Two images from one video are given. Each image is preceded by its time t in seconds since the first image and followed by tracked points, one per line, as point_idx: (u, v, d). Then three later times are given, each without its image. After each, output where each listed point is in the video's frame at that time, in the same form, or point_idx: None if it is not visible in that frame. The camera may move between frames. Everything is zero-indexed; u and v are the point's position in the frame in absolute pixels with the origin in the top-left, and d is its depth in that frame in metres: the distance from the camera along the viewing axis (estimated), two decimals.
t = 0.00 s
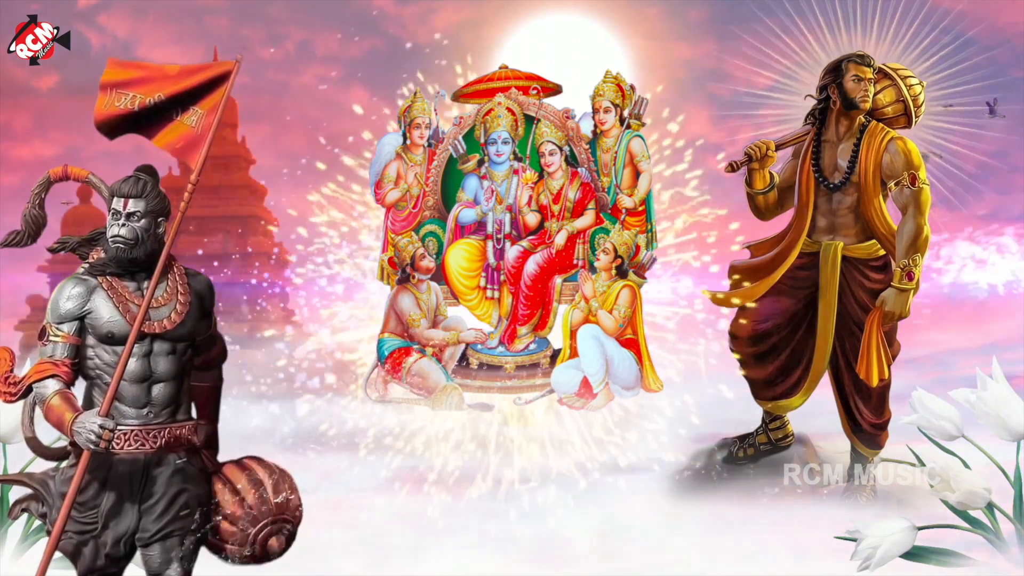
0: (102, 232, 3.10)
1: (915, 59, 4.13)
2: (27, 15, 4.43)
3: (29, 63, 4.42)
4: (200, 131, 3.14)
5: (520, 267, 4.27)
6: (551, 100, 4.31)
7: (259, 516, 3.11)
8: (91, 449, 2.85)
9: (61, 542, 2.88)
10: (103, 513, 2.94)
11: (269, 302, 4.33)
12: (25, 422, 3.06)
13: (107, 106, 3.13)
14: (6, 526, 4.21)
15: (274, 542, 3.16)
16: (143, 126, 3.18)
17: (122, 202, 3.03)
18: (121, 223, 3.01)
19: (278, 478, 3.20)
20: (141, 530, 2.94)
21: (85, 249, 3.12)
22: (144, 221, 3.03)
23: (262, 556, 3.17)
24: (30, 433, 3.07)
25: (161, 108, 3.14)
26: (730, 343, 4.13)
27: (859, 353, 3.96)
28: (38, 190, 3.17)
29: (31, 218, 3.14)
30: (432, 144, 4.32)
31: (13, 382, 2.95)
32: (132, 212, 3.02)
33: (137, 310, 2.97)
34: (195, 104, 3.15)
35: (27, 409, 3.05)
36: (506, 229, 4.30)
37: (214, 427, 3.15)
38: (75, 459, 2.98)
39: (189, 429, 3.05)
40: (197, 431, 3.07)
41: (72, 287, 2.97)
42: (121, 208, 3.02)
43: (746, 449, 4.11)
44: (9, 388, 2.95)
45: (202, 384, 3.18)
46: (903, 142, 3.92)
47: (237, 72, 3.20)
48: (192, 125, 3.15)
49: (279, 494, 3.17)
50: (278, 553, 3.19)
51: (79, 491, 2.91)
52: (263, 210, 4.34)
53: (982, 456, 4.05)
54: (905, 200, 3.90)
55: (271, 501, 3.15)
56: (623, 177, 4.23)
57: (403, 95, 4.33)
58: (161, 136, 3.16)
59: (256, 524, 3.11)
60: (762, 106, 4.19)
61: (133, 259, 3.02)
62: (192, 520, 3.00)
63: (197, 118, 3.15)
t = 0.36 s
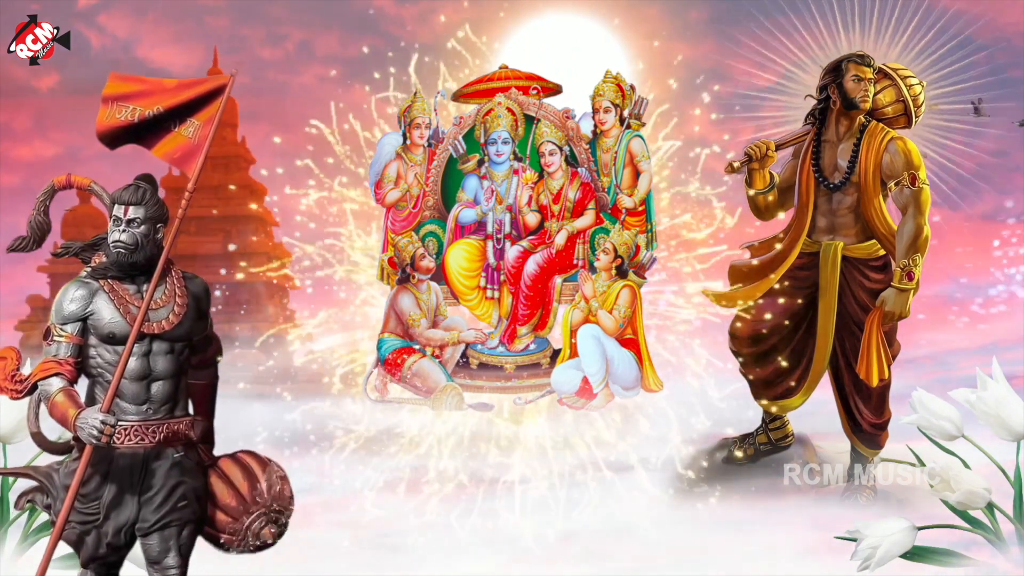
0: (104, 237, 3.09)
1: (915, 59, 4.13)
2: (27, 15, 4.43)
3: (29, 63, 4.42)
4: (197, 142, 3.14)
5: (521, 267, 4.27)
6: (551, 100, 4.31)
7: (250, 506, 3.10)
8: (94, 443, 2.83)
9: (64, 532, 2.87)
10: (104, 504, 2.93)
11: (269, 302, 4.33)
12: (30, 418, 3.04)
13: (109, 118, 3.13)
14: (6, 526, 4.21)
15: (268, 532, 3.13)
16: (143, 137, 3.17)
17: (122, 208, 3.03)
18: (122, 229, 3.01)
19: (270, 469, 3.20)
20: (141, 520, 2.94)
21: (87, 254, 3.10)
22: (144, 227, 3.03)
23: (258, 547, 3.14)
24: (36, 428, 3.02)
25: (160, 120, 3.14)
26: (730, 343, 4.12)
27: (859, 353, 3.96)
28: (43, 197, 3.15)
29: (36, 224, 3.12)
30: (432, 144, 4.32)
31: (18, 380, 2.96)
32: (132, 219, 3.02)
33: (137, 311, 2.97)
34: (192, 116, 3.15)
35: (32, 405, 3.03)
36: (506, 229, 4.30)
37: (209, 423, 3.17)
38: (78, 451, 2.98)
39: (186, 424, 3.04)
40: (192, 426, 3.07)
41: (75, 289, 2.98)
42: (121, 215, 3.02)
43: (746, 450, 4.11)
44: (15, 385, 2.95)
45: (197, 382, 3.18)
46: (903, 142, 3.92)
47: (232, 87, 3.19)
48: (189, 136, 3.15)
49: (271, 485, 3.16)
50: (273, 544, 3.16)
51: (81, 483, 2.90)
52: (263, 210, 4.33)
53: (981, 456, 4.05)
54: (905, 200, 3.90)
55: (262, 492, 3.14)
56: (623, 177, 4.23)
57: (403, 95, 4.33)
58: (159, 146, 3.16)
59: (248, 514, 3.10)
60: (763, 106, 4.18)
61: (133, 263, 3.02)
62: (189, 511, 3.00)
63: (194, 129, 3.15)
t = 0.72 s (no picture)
0: (106, 242, 3.09)
1: (915, 59, 4.13)
2: (27, 15, 4.43)
3: (29, 63, 4.42)
4: (194, 153, 3.13)
5: (520, 267, 4.27)
6: (551, 100, 4.31)
7: (244, 498, 3.06)
8: (96, 438, 2.84)
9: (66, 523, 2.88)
10: (106, 495, 2.94)
11: (269, 302, 4.33)
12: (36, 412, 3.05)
13: (110, 130, 3.14)
14: (6, 525, 4.21)
15: (262, 522, 3.10)
16: (143, 149, 3.17)
17: (122, 216, 3.03)
18: (122, 235, 3.01)
19: (264, 462, 3.16)
20: (141, 510, 2.95)
21: (90, 259, 3.09)
22: (144, 234, 3.03)
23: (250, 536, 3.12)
24: (42, 423, 3.03)
25: (159, 132, 3.14)
26: (730, 343, 4.12)
27: (859, 354, 3.96)
28: (48, 204, 3.14)
29: (41, 230, 3.12)
30: (432, 144, 4.32)
31: (24, 377, 2.94)
32: (132, 225, 3.02)
33: (137, 312, 2.97)
34: (189, 129, 3.15)
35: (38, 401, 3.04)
36: (506, 229, 4.30)
37: (206, 419, 3.17)
38: (82, 445, 2.99)
39: (184, 419, 3.04)
40: (190, 421, 3.06)
41: (78, 292, 2.98)
42: (122, 222, 3.02)
43: (746, 449, 4.11)
44: (21, 382, 2.93)
45: (194, 379, 3.19)
46: (903, 142, 3.92)
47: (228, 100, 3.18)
48: (186, 147, 3.14)
49: (265, 478, 3.13)
50: (265, 533, 3.14)
51: (84, 475, 2.90)
52: (263, 209, 4.33)
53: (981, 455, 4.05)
54: (905, 200, 3.89)
55: (256, 484, 3.10)
56: (623, 177, 4.23)
57: (403, 94, 4.33)
58: (158, 157, 3.16)
59: (242, 505, 3.06)
60: (763, 106, 4.19)
61: (133, 267, 3.01)
62: (187, 502, 2.99)
63: (191, 141, 3.15)
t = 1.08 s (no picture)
0: (108, 246, 3.09)
1: (915, 58, 4.13)
2: (27, 15, 4.43)
3: (29, 63, 4.42)
4: (192, 164, 3.15)
5: (520, 267, 4.27)
6: (551, 100, 4.31)
7: (237, 489, 3.07)
8: (98, 433, 2.85)
9: (68, 514, 2.88)
10: (107, 487, 2.93)
11: (269, 302, 4.33)
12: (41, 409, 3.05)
13: (110, 143, 3.14)
14: (6, 525, 4.21)
15: (254, 512, 3.10)
16: (143, 159, 3.18)
17: (122, 223, 3.03)
18: (122, 241, 3.01)
19: (256, 455, 3.17)
20: (141, 501, 2.95)
21: (93, 264, 3.11)
22: (144, 240, 3.03)
23: (244, 526, 3.13)
24: (47, 418, 3.03)
25: (158, 144, 3.15)
26: (731, 343, 4.13)
27: (859, 353, 3.96)
28: (53, 212, 3.16)
29: (46, 236, 3.12)
30: (432, 144, 4.32)
31: (30, 375, 2.95)
32: (132, 232, 3.02)
33: (137, 314, 2.98)
34: (187, 140, 3.16)
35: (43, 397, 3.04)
36: (506, 229, 4.30)
37: (203, 415, 3.16)
38: (84, 439, 2.98)
39: (181, 415, 3.04)
40: (187, 417, 3.06)
41: (81, 294, 2.97)
42: (122, 229, 3.02)
43: (745, 450, 4.11)
44: (27, 380, 2.95)
45: (190, 377, 3.19)
46: (903, 142, 3.91)
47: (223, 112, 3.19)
48: (184, 158, 3.15)
49: (258, 471, 3.13)
50: (259, 523, 3.14)
51: (86, 468, 2.90)
52: (263, 210, 4.33)
53: (981, 455, 4.05)
54: (905, 200, 3.89)
55: (249, 476, 3.11)
56: (623, 177, 4.23)
57: (403, 95, 4.33)
58: (157, 167, 3.17)
59: (235, 496, 3.07)
60: (763, 106, 4.18)
61: (133, 272, 3.02)
62: (184, 493, 2.98)
63: (189, 151, 3.16)
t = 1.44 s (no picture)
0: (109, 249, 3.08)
1: (915, 59, 4.13)
2: (27, 15, 4.43)
3: (29, 63, 4.42)
4: (190, 171, 3.16)
5: (520, 267, 4.27)
6: (551, 100, 4.31)
7: (234, 482, 3.06)
8: (100, 430, 2.86)
9: (69, 508, 2.88)
10: (108, 481, 2.93)
11: (269, 301, 4.32)
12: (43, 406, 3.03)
13: (111, 150, 3.13)
14: (6, 525, 4.21)
15: (251, 505, 3.08)
16: (142, 166, 3.18)
17: (123, 227, 3.03)
18: (122, 245, 3.01)
19: (252, 449, 3.15)
20: (141, 495, 2.95)
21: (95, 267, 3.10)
22: (144, 244, 3.03)
23: (241, 519, 3.11)
24: (50, 414, 3.00)
25: (157, 151, 3.15)
26: (730, 342, 4.13)
27: (859, 354, 3.96)
28: (56, 218, 3.16)
29: (49, 240, 3.13)
30: (432, 144, 4.32)
31: (34, 374, 2.95)
32: (132, 236, 3.02)
33: (137, 315, 2.98)
34: (185, 147, 3.17)
35: (47, 395, 3.03)
36: (506, 229, 4.30)
37: (200, 413, 3.16)
38: (87, 435, 2.99)
39: (180, 412, 3.04)
40: (185, 413, 3.07)
41: (82, 296, 2.97)
42: (122, 233, 3.01)
43: (745, 450, 4.10)
44: (32, 377, 2.95)
45: (188, 376, 3.19)
46: (903, 142, 3.91)
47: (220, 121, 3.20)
48: (182, 165, 3.16)
49: (253, 466, 3.12)
50: (256, 516, 3.13)
51: (88, 463, 2.90)
52: (263, 210, 4.33)
53: (981, 455, 4.04)
54: (905, 200, 3.89)
55: (245, 470, 3.09)
56: (623, 177, 4.23)
57: (402, 95, 4.33)
58: (156, 174, 3.17)
59: (232, 490, 3.05)
60: (763, 106, 4.19)
61: (133, 274, 3.02)
62: (182, 487, 2.99)
63: (187, 158, 3.17)
